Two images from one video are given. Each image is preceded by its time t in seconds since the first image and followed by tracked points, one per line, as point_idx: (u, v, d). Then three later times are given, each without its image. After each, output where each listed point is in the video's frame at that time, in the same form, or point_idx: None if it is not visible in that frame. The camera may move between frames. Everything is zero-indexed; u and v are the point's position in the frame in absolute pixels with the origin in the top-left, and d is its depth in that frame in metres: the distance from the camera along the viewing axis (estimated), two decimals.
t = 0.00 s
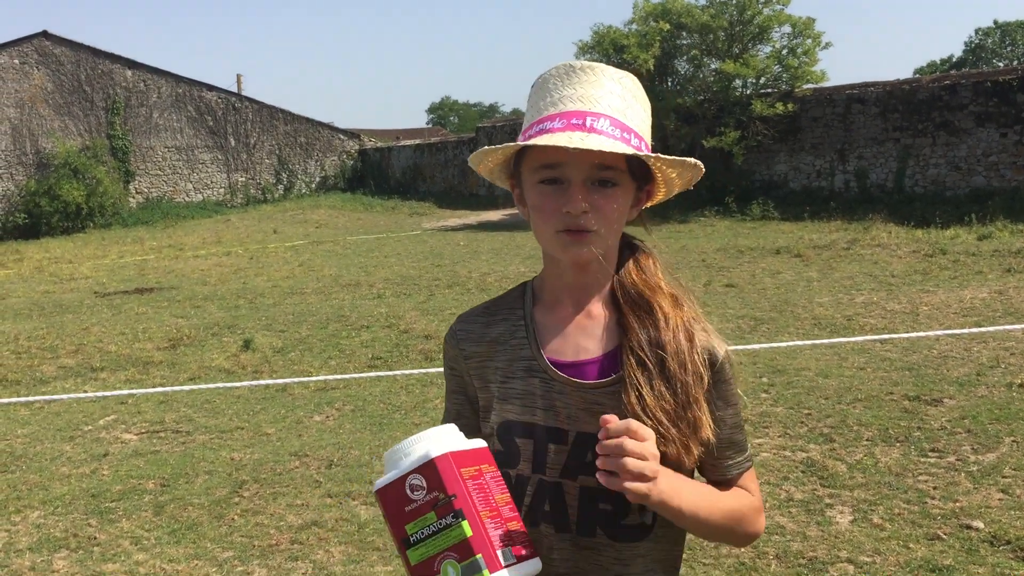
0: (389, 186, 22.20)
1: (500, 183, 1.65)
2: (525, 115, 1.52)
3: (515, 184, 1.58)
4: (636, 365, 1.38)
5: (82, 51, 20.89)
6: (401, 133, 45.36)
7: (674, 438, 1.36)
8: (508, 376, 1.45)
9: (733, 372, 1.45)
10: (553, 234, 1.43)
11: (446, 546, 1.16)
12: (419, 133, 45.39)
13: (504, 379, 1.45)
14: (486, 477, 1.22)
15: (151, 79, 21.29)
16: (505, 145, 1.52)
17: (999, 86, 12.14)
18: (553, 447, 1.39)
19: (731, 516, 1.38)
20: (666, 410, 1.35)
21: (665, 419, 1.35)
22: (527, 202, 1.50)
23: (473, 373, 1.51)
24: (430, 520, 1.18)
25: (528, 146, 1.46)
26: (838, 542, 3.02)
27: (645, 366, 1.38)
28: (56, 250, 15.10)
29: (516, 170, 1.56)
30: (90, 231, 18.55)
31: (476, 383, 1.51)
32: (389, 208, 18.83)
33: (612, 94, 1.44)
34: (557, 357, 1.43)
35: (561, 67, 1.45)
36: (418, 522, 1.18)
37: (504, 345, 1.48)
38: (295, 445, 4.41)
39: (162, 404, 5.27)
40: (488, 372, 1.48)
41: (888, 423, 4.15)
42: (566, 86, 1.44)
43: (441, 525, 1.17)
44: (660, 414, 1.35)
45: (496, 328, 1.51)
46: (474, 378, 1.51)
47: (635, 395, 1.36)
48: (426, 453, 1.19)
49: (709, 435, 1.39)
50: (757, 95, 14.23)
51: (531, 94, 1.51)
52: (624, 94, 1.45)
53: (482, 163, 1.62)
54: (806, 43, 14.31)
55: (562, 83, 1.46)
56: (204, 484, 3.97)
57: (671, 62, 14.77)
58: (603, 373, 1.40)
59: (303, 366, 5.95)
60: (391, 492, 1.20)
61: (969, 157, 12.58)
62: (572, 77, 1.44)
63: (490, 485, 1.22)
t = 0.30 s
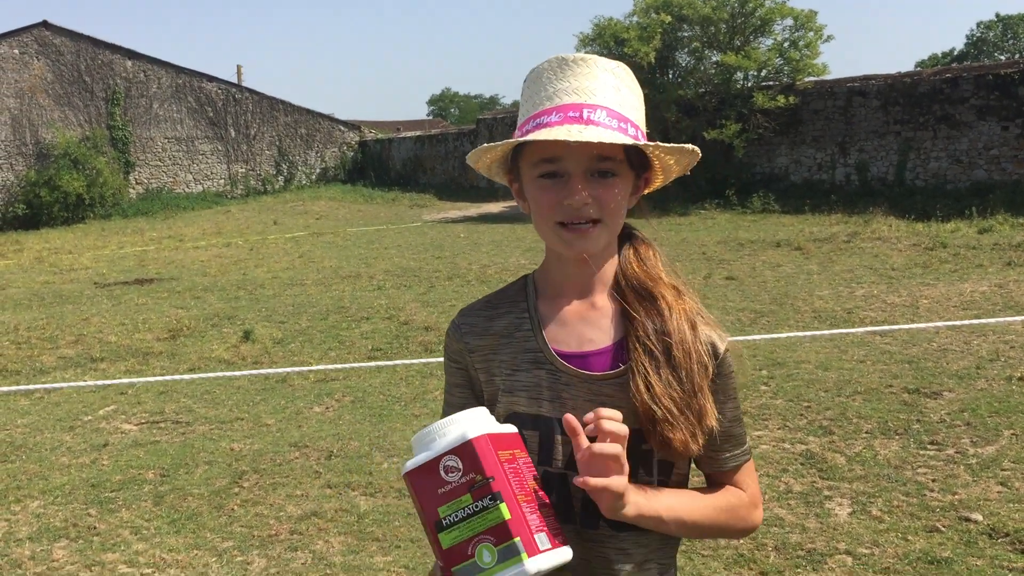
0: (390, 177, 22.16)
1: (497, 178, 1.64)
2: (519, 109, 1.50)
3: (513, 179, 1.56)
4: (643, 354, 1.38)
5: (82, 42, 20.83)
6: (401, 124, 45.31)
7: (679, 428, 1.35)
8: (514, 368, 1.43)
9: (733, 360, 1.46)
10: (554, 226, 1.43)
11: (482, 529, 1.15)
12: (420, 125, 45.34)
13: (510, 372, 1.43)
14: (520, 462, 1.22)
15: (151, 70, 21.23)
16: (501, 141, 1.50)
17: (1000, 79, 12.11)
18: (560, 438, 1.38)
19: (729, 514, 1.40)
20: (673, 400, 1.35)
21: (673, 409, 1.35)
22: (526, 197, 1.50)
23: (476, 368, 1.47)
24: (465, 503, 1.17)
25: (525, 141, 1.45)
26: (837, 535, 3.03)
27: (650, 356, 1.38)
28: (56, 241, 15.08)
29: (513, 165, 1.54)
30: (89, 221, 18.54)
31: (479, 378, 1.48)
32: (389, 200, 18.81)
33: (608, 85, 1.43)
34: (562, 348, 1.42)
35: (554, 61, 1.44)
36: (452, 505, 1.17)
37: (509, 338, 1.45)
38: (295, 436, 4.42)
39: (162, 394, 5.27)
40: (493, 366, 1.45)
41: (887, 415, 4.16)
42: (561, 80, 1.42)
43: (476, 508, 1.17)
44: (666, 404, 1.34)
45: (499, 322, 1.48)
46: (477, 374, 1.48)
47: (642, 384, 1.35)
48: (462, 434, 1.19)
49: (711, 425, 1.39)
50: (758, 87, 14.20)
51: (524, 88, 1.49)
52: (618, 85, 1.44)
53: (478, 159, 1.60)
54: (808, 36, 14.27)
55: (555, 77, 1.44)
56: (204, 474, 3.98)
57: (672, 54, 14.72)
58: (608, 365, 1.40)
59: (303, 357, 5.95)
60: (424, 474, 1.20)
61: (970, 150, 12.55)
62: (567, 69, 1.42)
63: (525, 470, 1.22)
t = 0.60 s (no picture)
0: (389, 170, 22.14)
1: (501, 169, 1.64)
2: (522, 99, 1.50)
3: (516, 169, 1.56)
4: (646, 344, 1.39)
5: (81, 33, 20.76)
6: (400, 116, 45.19)
7: (683, 419, 1.36)
8: (518, 359, 1.42)
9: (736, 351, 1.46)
10: (557, 217, 1.43)
11: (504, 509, 1.16)
12: (419, 117, 45.24)
13: (515, 364, 1.43)
14: (541, 442, 1.23)
15: (150, 61, 21.18)
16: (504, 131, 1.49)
17: (1001, 73, 12.06)
18: (564, 431, 1.38)
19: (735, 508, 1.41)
20: (676, 391, 1.35)
21: (675, 400, 1.35)
22: (530, 189, 1.49)
23: (481, 359, 1.47)
24: (487, 481, 1.17)
25: (527, 133, 1.44)
26: (835, 526, 3.03)
27: (654, 346, 1.39)
28: (55, 233, 15.07)
29: (516, 157, 1.54)
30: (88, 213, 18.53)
31: (482, 368, 1.48)
32: (389, 192, 18.79)
33: (610, 73, 1.42)
34: (566, 338, 1.42)
35: (556, 51, 1.43)
36: (474, 483, 1.17)
37: (513, 328, 1.45)
38: (294, 428, 4.42)
39: (162, 385, 5.28)
40: (497, 359, 1.45)
41: (886, 408, 4.16)
42: (564, 69, 1.41)
43: (498, 487, 1.17)
44: (669, 395, 1.35)
45: (503, 312, 1.48)
46: (481, 364, 1.48)
47: (646, 374, 1.36)
48: (486, 411, 1.18)
49: (715, 416, 1.40)
50: (758, 80, 14.16)
51: (526, 78, 1.48)
52: (620, 75, 1.43)
53: (481, 150, 1.60)
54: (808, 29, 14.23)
55: (557, 66, 1.43)
56: (204, 465, 3.98)
57: (672, 47, 14.69)
58: (612, 358, 1.40)
59: (303, 349, 5.96)
60: (446, 451, 1.19)
61: (970, 143, 12.54)
62: (567, 59, 1.42)
63: (546, 448, 1.23)
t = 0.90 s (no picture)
0: (387, 168, 22.12)
1: (501, 169, 1.64)
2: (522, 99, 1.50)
3: (516, 170, 1.56)
4: (646, 346, 1.38)
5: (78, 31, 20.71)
6: (398, 115, 45.17)
7: (683, 423, 1.36)
8: (519, 361, 1.42)
9: (739, 353, 1.46)
10: (558, 216, 1.42)
11: (528, 513, 1.15)
12: (416, 115, 45.21)
13: (516, 366, 1.42)
14: (571, 447, 1.21)
15: (147, 59, 21.13)
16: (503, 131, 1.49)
17: (999, 72, 12.06)
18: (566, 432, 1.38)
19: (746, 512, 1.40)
20: (676, 392, 1.35)
21: (675, 402, 1.35)
22: (529, 189, 1.49)
23: (481, 360, 1.47)
24: (516, 481, 1.16)
25: (526, 132, 1.44)
26: (832, 526, 3.04)
27: (655, 346, 1.38)
28: (52, 231, 15.03)
29: (515, 156, 1.54)
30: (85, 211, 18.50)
31: (483, 369, 1.48)
32: (387, 191, 18.78)
33: (609, 71, 1.42)
34: (567, 340, 1.41)
35: (555, 49, 1.43)
36: (502, 481, 1.16)
37: (514, 330, 1.45)
38: (291, 426, 4.42)
39: (159, 383, 5.27)
40: (498, 360, 1.45)
41: (883, 407, 4.16)
42: (563, 67, 1.41)
43: (527, 490, 1.16)
44: (670, 396, 1.35)
45: (504, 314, 1.48)
46: (481, 364, 1.48)
47: (647, 376, 1.36)
48: (524, 414, 1.16)
49: (716, 419, 1.39)
50: (756, 79, 14.16)
51: (525, 77, 1.48)
52: (619, 72, 1.43)
53: (481, 151, 1.60)
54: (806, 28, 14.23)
55: (556, 65, 1.43)
56: (201, 464, 3.97)
57: (671, 46, 14.69)
58: (613, 360, 1.40)
59: (300, 348, 5.95)
60: (475, 446, 1.18)
61: (968, 143, 12.56)
62: (567, 58, 1.41)
63: (574, 455, 1.21)
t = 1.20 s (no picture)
0: (381, 171, 22.10)
1: (495, 171, 1.62)
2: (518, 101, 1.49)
3: (511, 172, 1.55)
4: (642, 346, 1.38)
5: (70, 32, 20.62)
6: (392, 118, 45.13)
7: (682, 422, 1.35)
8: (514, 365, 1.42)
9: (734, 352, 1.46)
10: (556, 224, 1.42)
11: (538, 481, 1.15)
12: (410, 118, 45.17)
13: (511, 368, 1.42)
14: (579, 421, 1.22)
15: (140, 61, 21.05)
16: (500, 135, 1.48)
17: (991, 75, 12.10)
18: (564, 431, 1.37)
19: (750, 507, 1.40)
20: (674, 393, 1.35)
21: (674, 402, 1.35)
22: (526, 194, 1.48)
23: (477, 362, 1.46)
24: (526, 450, 1.16)
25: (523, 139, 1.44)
26: (825, 528, 3.04)
27: (651, 347, 1.38)
28: (44, 233, 14.96)
29: (511, 159, 1.53)
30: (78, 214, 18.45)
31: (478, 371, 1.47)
32: (380, 193, 18.75)
33: (608, 77, 1.41)
34: (564, 342, 1.41)
35: (552, 53, 1.41)
36: (512, 450, 1.16)
37: (509, 333, 1.44)
38: (284, 429, 4.40)
39: (152, 386, 5.25)
40: (493, 362, 1.45)
41: (876, 410, 4.17)
42: (561, 73, 1.40)
43: (537, 459, 1.16)
44: (668, 396, 1.34)
45: (499, 316, 1.47)
46: (475, 367, 1.47)
47: (643, 375, 1.35)
48: (536, 382, 1.17)
49: (713, 417, 1.39)
50: (750, 82, 14.20)
51: (521, 80, 1.47)
52: (617, 77, 1.42)
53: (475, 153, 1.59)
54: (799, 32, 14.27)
55: (553, 70, 1.42)
56: (193, 466, 3.95)
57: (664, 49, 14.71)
58: (610, 360, 1.39)
59: (293, 350, 5.93)
60: (485, 415, 1.18)
61: (960, 146, 12.61)
62: (565, 63, 1.40)
63: (583, 428, 1.22)
